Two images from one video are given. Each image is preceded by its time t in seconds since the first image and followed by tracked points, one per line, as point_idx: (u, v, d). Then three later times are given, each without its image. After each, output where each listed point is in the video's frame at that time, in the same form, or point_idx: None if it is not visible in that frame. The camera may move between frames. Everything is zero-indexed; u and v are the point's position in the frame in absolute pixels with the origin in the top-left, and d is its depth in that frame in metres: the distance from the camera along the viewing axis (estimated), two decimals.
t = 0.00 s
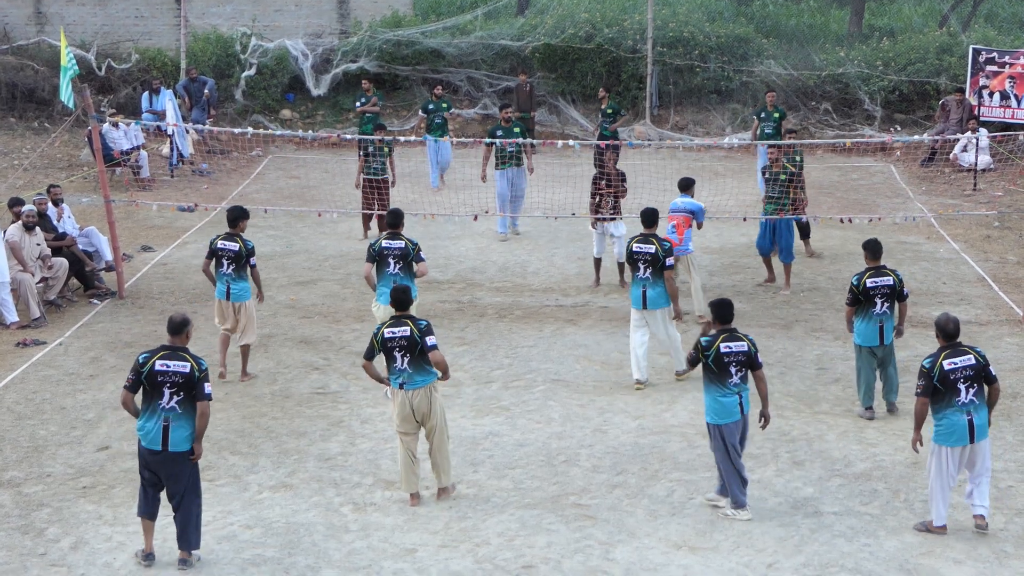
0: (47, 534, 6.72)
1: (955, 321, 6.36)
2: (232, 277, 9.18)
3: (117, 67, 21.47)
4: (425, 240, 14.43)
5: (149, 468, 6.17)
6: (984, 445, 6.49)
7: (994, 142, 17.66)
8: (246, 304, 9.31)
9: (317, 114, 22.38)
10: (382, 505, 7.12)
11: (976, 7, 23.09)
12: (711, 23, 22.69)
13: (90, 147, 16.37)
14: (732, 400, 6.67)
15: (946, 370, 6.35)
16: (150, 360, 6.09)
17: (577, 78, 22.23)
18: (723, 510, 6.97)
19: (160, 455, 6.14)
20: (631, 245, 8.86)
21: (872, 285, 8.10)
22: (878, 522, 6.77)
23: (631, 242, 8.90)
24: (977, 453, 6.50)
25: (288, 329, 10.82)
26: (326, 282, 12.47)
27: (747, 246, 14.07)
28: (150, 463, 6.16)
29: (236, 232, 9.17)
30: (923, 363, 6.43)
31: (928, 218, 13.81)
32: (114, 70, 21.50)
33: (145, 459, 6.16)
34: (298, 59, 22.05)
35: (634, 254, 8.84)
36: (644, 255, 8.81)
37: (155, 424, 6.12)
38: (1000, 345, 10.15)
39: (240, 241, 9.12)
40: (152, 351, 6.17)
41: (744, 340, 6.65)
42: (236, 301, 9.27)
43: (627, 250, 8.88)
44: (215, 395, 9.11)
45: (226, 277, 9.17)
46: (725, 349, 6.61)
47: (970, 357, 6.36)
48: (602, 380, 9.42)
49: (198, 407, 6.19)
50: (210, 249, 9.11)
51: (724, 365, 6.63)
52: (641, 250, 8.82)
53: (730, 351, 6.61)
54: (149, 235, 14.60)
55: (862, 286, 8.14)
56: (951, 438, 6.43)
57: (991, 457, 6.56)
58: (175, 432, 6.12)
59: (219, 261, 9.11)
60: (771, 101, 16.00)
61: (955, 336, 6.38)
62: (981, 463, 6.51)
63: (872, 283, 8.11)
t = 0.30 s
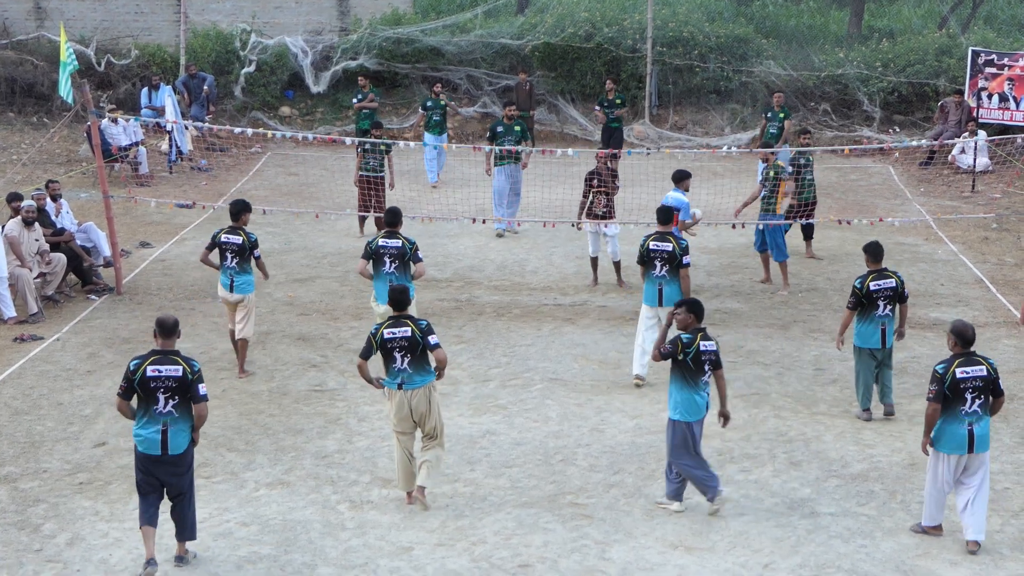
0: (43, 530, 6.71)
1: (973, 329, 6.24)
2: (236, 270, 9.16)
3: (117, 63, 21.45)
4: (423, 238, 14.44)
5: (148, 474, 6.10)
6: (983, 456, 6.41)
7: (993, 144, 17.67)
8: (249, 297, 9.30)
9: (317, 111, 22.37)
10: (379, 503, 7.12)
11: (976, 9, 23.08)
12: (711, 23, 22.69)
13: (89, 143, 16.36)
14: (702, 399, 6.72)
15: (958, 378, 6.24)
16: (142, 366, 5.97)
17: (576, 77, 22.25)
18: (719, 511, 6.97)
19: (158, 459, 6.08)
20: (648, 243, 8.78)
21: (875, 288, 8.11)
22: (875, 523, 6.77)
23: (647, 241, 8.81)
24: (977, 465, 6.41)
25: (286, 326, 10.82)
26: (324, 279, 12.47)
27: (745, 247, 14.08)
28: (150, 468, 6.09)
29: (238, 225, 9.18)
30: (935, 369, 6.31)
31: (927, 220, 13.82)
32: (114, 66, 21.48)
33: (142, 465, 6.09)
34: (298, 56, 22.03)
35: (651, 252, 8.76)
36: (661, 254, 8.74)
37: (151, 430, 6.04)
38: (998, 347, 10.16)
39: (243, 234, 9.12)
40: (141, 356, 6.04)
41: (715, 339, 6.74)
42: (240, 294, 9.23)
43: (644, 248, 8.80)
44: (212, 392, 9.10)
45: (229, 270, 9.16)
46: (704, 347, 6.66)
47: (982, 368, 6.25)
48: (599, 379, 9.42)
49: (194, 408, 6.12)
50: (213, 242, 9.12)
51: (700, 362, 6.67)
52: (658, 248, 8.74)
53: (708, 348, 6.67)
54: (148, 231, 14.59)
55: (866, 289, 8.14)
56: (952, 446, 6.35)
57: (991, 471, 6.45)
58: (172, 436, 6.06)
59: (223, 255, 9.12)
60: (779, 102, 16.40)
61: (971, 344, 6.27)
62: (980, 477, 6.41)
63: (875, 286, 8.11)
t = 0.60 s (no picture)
0: (39, 532, 6.71)
1: (983, 330, 6.18)
2: (230, 266, 9.22)
3: (112, 65, 21.43)
4: (419, 239, 14.44)
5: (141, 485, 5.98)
6: (989, 462, 6.33)
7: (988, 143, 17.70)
8: (248, 293, 9.37)
9: (312, 112, 22.41)
10: (375, 504, 7.12)
11: (970, 8, 23.13)
12: (706, 22, 22.72)
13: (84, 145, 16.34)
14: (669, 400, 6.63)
15: (966, 378, 6.16)
16: (126, 378, 5.83)
17: (572, 77, 22.28)
18: (715, 511, 6.97)
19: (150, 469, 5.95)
20: (662, 237, 8.89)
21: (880, 289, 8.07)
22: (871, 522, 6.79)
23: (661, 235, 8.92)
24: (982, 469, 6.33)
25: (282, 327, 10.82)
26: (320, 280, 12.47)
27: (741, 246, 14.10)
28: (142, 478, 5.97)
29: (233, 222, 9.20)
30: (942, 368, 6.26)
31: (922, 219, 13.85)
32: (109, 68, 21.46)
33: (134, 476, 5.97)
34: (293, 57, 22.03)
35: (664, 246, 8.87)
36: (675, 248, 8.87)
37: (140, 440, 5.90)
38: (993, 346, 10.19)
39: (236, 231, 9.12)
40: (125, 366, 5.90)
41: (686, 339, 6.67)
42: (237, 290, 9.33)
43: (657, 242, 8.89)
44: (208, 393, 9.10)
45: (226, 267, 9.22)
46: (676, 346, 6.57)
47: (990, 370, 6.17)
48: (595, 379, 9.43)
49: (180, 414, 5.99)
50: (209, 240, 9.16)
51: (672, 363, 6.57)
52: (672, 243, 8.87)
53: (679, 348, 6.59)
54: (143, 232, 14.58)
55: (871, 291, 8.10)
56: (958, 449, 6.26)
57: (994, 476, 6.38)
58: (162, 444, 5.94)
59: (219, 252, 9.16)
60: (780, 99, 16.54)
61: (980, 345, 6.20)
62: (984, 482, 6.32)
63: (880, 287, 8.08)
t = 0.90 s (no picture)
0: (34, 527, 6.70)
1: (984, 341, 6.13)
2: (229, 261, 9.22)
3: (112, 60, 21.40)
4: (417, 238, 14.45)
5: (134, 486, 5.85)
6: (987, 472, 6.31)
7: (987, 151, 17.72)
8: (245, 290, 9.35)
9: (312, 111, 22.39)
10: (370, 503, 7.12)
11: (971, 15, 23.14)
12: (706, 26, 22.74)
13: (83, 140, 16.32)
14: (633, 405, 6.53)
15: (965, 389, 6.13)
16: (116, 375, 5.71)
17: (572, 79, 22.29)
18: (710, 514, 6.98)
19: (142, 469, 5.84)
20: (669, 240, 8.88)
21: (888, 297, 7.93)
22: (866, 527, 6.79)
23: (667, 237, 8.91)
24: (981, 480, 6.32)
25: (279, 325, 10.82)
26: (318, 279, 12.46)
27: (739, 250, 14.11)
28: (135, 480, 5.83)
29: (232, 217, 9.21)
30: (943, 378, 6.22)
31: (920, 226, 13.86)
32: (109, 63, 21.43)
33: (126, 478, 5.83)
34: (293, 55, 22.03)
35: (671, 249, 8.86)
36: (681, 251, 8.86)
37: (132, 440, 5.79)
38: (990, 353, 10.20)
39: (234, 226, 9.13)
40: (112, 366, 5.77)
41: (650, 343, 6.52)
42: (235, 286, 9.33)
43: (664, 245, 8.87)
44: (204, 390, 9.10)
45: (225, 262, 9.23)
46: (631, 353, 6.43)
47: (990, 381, 6.13)
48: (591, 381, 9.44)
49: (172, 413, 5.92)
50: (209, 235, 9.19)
51: (630, 369, 6.46)
52: (678, 246, 8.86)
53: (636, 355, 6.44)
54: (141, 229, 14.56)
55: (878, 297, 7.94)
56: (957, 459, 6.24)
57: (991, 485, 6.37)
58: (154, 442, 5.84)
59: (218, 247, 9.18)
60: (779, 102, 16.59)
61: (981, 355, 6.15)
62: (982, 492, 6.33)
63: (888, 295, 7.93)
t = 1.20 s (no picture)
0: (31, 530, 6.70)
1: (976, 342, 6.07)
2: (229, 263, 9.20)
3: (108, 63, 21.41)
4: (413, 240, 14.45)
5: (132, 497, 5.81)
6: (985, 475, 6.29)
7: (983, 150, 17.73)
8: (245, 291, 9.38)
9: (307, 113, 22.36)
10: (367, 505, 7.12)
11: (967, 14, 23.13)
12: (702, 27, 22.77)
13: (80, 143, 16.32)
14: (615, 413, 6.44)
15: (963, 394, 6.07)
16: (114, 387, 5.66)
17: (568, 80, 22.29)
18: (707, 515, 6.98)
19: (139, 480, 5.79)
20: (669, 240, 8.88)
21: (889, 296, 7.88)
22: (863, 527, 6.80)
23: (667, 238, 8.91)
24: (979, 483, 6.28)
25: (276, 327, 10.82)
26: (314, 281, 12.46)
27: (735, 250, 14.12)
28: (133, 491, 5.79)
29: (233, 219, 9.19)
30: (938, 384, 6.14)
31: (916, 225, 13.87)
32: (105, 66, 21.45)
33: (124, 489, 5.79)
34: (289, 57, 22.02)
35: (671, 250, 8.87)
36: (681, 251, 8.88)
37: (129, 451, 5.74)
38: (986, 352, 10.22)
39: (235, 228, 9.11)
40: (113, 377, 5.73)
41: (636, 351, 6.40)
42: (234, 288, 9.33)
43: (664, 246, 8.88)
44: (201, 392, 9.10)
45: (225, 263, 9.21)
46: (615, 361, 6.34)
47: (986, 384, 6.08)
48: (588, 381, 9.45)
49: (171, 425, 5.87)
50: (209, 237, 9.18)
51: (613, 377, 6.36)
52: (678, 246, 8.87)
53: (620, 363, 6.35)
54: (137, 231, 14.55)
55: (879, 296, 7.92)
56: (958, 465, 6.19)
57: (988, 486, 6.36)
58: (152, 454, 5.79)
59: (218, 249, 9.16)
60: (780, 99, 16.63)
61: (974, 358, 6.09)
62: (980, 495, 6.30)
63: (889, 294, 7.89)
